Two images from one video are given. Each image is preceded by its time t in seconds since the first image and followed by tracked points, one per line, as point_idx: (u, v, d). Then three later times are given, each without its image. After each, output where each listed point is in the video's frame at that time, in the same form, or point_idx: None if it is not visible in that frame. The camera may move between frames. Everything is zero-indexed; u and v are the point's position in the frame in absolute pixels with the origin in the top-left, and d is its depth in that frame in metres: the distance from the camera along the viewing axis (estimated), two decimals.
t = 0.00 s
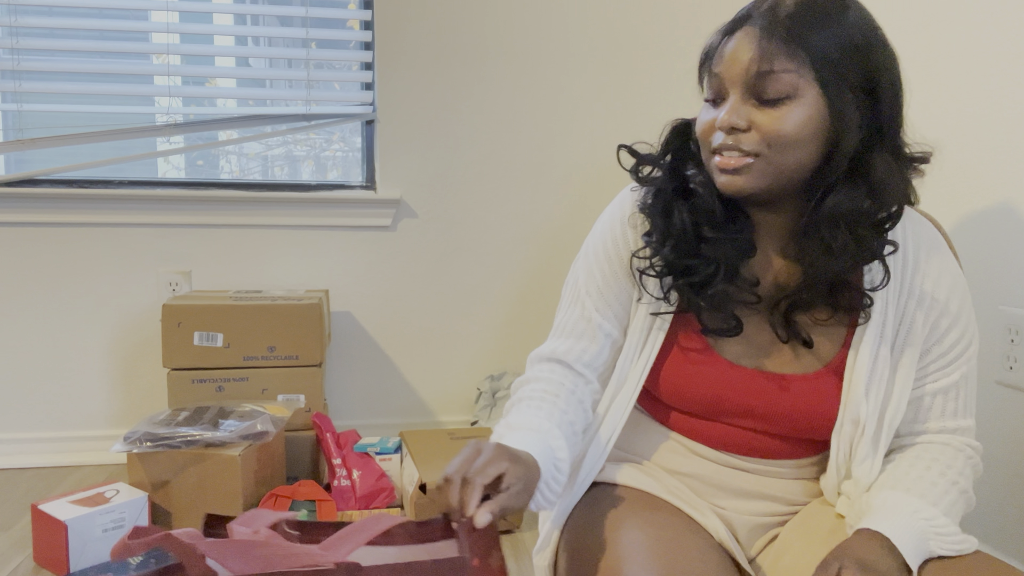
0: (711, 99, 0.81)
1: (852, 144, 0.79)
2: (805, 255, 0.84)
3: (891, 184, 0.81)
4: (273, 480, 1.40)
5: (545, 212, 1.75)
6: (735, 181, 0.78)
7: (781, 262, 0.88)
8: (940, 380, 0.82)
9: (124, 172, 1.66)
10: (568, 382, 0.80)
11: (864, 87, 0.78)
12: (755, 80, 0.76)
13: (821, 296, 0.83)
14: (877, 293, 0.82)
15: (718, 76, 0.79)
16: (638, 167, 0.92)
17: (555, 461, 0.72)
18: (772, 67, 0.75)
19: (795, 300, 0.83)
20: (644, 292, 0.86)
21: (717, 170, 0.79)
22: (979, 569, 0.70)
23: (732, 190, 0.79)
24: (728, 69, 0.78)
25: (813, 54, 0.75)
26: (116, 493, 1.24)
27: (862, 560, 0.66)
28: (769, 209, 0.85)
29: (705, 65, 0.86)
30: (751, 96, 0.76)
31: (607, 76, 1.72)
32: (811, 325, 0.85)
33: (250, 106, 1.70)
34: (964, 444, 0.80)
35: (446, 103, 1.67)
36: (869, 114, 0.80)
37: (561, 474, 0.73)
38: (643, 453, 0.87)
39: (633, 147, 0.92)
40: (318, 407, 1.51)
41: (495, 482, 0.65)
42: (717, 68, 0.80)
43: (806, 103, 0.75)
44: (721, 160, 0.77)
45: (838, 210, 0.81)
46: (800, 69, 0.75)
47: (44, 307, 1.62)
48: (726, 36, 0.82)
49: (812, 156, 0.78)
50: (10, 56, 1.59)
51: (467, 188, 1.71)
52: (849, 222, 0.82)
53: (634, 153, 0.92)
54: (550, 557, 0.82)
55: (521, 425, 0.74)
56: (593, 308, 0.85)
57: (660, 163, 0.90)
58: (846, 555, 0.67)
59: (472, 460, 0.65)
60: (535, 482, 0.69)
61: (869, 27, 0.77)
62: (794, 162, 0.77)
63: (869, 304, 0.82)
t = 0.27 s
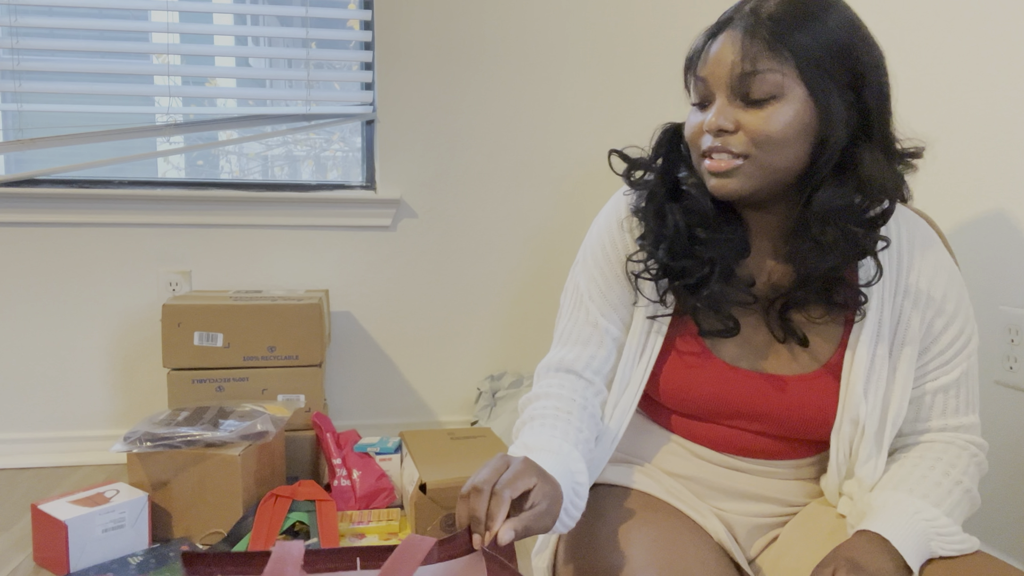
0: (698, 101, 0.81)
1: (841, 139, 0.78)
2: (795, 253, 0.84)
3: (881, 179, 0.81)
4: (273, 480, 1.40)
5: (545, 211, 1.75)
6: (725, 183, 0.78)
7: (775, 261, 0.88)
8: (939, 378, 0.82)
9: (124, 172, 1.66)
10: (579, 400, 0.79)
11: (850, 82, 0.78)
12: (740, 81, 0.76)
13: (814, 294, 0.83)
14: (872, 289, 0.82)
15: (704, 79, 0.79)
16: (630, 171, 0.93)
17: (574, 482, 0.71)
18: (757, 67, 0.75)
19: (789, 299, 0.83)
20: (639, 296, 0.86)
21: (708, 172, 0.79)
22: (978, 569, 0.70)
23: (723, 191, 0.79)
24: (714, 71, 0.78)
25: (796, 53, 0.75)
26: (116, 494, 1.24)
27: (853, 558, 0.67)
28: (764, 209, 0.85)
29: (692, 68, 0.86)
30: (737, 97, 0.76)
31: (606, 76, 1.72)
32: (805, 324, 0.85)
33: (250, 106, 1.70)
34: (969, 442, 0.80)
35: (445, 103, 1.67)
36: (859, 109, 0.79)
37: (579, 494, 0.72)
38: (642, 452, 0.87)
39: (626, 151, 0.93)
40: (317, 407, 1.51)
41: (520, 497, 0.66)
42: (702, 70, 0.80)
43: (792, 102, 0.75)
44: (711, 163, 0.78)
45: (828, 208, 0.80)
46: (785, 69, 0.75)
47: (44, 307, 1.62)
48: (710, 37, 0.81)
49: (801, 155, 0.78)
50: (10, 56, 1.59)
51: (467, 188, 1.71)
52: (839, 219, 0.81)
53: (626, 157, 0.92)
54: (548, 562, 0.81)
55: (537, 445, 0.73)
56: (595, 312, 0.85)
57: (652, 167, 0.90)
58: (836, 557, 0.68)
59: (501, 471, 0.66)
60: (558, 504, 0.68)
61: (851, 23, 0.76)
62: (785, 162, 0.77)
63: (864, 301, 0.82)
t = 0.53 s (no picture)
0: (693, 103, 0.81)
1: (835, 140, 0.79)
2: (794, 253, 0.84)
3: (876, 178, 0.80)
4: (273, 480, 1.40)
5: (545, 211, 1.75)
6: (720, 185, 0.78)
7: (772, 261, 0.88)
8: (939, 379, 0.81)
9: (124, 172, 1.66)
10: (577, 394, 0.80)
11: (843, 83, 0.78)
12: (732, 84, 0.76)
13: (811, 293, 0.83)
14: (871, 289, 0.82)
15: (697, 81, 0.79)
16: (628, 171, 0.93)
17: (570, 484, 0.71)
18: (749, 70, 0.75)
19: (786, 298, 0.84)
20: (637, 296, 0.86)
21: (703, 174, 0.79)
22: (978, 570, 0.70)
23: (718, 193, 0.79)
24: (706, 73, 0.78)
25: (789, 54, 0.74)
26: (115, 494, 1.24)
27: (852, 559, 0.67)
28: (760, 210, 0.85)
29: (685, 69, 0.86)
30: (730, 100, 0.76)
31: (606, 76, 1.72)
32: (802, 324, 0.85)
33: (250, 106, 1.70)
34: (968, 441, 0.79)
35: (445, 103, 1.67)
36: (854, 107, 0.79)
37: (576, 496, 0.72)
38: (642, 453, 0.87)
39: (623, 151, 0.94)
40: (317, 407, 1.51)
41: (516, 508, 0.65)
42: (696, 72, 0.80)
43: (786, 103, 0.75)
44: (706, 166, 0.78)
45: (824, 207, 0.80)
46: (777, 71, 0.75)
47: (44, 306, 1.62)
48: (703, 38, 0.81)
49: (795, 156, 0.78)
50: (10, 56, 1.59)
51: (467, 188, 1.71)
52: (834, 219, 0.81)
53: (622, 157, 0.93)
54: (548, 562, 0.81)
55: (535, 447, 0.72)
56: (593, 312, 0.85)
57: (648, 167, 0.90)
58: (835, 558, 0.68)
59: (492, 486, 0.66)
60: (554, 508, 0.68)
61: (844, 23, 0.76)
62: (778, 163, 0.77)
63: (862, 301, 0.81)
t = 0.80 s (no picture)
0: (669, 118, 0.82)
1: (807, 145, 0.78)
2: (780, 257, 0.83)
3: (854, 183, 0.79)
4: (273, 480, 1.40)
5: (544, 211, 1.75)
6: (697, 197, 0.79)
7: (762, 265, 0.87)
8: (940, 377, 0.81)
9: (124, 172, 1.65)
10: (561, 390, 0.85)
11: (816, 89, 0.77)
12: (698, 99, 0.76)
13: (798, 299, 0.82)
14: (867, 291, 0.81)
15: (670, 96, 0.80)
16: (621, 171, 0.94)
17: (547, 475, 0.77)
18: (713, 85, 0.75)
19: (770, 303, 0.82)
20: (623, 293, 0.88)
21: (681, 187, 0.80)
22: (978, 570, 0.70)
23: (696, 204, 0.80)
24: (676, 89, 0.79)
25: (753, 66, 0.74)
26: (116, 494, 1.24)
27: (852, 560, 0.68)
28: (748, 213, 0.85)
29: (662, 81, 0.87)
30: (698, 114, 0.77)
31: (606, 76, 1.72)
32: (794, 328, 0.84)
33: (250, 106, 1.70)
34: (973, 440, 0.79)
35: (445, 103, 1.67)
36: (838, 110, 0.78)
37: (554, 486, 0.77)
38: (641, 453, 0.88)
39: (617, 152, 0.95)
40: (318, 407, 1.52)
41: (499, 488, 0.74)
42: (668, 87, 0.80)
43: (753, 114, 0.75)
44: (682, 179, 0.79)
45: (802, 212, 0.79)
46: (741, 84, 0.74)
47: (44, 307, 1.62)
48: (675, 51, 0.81)
49: (770, 165, 0.77)
50: (10, 56, 1.59)
51: (466, 188, 1.71)
52: (811, 224, 0.80)
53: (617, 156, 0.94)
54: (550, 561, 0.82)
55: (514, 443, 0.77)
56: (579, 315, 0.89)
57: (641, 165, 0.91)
58: (835, 559, 0.68)
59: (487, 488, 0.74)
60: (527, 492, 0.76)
61: (819, 27, 0.75)
62: (750, 174, 0.77)
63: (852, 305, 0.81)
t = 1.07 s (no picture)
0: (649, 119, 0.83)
1: (772, 147, 0.77)
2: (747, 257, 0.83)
3: (819, 185, 0.77)
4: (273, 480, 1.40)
5: (544, 211, 1.75)
6: (672, 197, 0.81)
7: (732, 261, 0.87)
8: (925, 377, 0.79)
9: (124, 172, 1.66)
10: (536, 397, 0.89)
11: (784, 91, 0.76)
12: (668, 102, 0.77)
13: (759, 302, 0.80)
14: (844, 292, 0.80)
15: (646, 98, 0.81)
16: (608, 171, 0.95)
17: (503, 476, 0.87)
18: (680, 89, 0.76)
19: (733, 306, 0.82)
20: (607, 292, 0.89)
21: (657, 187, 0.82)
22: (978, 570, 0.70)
23: (672, 204, 0.82)
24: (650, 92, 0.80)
25: (718, 70, 0.74)
26: (115, 493, 1.24)
27: (851, 560, 0.68)
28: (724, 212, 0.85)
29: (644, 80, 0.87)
30: (669, 117, 0.78)
31: (605, 76, 1.72)
32: (760, 329, 0.83)
33: (250, 106, 1.70)
34: (970, 435, 0.77)
35: (444, 103, 1.67)
36: (808, 106, 0.76)
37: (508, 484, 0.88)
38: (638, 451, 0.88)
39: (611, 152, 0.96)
40: (317, 407, 1.51)
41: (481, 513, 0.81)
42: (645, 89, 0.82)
43: (720, 117, 0.75)
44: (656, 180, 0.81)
45: (762, 213, 0.78)
46: (708, 88, 0.75)
47: (44, 307, 1.62)
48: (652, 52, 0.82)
49: (741, 165, 0.78)
50: (10, 56, 1.59)
51: (466, 188, 1.71)
52: (774, 227, 0.79)
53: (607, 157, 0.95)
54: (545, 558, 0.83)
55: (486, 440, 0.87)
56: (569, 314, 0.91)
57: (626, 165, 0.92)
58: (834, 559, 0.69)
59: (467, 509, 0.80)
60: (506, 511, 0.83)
61: (791, 27, 0.74)
62: (721, 175, 0.78)
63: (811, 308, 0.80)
